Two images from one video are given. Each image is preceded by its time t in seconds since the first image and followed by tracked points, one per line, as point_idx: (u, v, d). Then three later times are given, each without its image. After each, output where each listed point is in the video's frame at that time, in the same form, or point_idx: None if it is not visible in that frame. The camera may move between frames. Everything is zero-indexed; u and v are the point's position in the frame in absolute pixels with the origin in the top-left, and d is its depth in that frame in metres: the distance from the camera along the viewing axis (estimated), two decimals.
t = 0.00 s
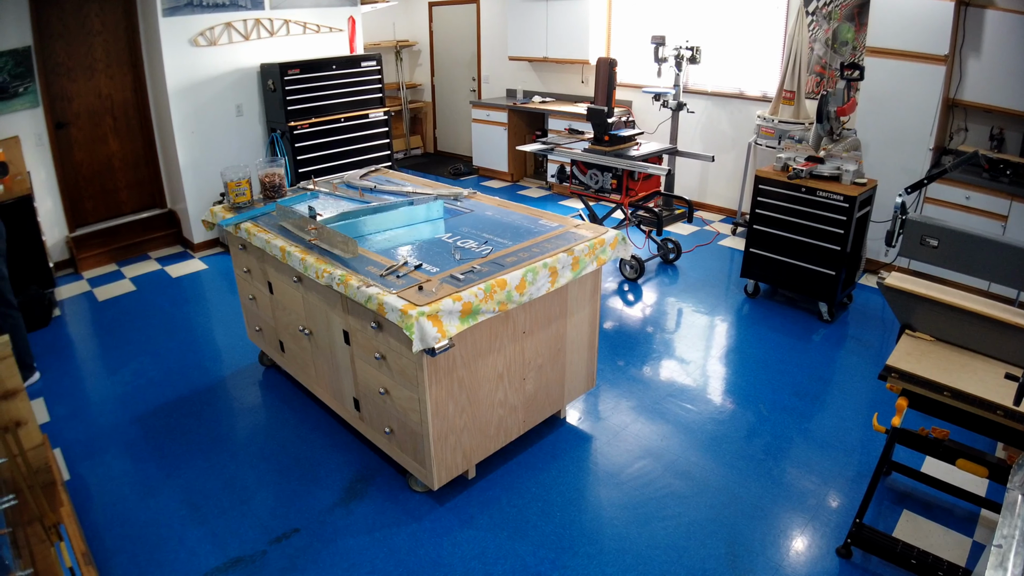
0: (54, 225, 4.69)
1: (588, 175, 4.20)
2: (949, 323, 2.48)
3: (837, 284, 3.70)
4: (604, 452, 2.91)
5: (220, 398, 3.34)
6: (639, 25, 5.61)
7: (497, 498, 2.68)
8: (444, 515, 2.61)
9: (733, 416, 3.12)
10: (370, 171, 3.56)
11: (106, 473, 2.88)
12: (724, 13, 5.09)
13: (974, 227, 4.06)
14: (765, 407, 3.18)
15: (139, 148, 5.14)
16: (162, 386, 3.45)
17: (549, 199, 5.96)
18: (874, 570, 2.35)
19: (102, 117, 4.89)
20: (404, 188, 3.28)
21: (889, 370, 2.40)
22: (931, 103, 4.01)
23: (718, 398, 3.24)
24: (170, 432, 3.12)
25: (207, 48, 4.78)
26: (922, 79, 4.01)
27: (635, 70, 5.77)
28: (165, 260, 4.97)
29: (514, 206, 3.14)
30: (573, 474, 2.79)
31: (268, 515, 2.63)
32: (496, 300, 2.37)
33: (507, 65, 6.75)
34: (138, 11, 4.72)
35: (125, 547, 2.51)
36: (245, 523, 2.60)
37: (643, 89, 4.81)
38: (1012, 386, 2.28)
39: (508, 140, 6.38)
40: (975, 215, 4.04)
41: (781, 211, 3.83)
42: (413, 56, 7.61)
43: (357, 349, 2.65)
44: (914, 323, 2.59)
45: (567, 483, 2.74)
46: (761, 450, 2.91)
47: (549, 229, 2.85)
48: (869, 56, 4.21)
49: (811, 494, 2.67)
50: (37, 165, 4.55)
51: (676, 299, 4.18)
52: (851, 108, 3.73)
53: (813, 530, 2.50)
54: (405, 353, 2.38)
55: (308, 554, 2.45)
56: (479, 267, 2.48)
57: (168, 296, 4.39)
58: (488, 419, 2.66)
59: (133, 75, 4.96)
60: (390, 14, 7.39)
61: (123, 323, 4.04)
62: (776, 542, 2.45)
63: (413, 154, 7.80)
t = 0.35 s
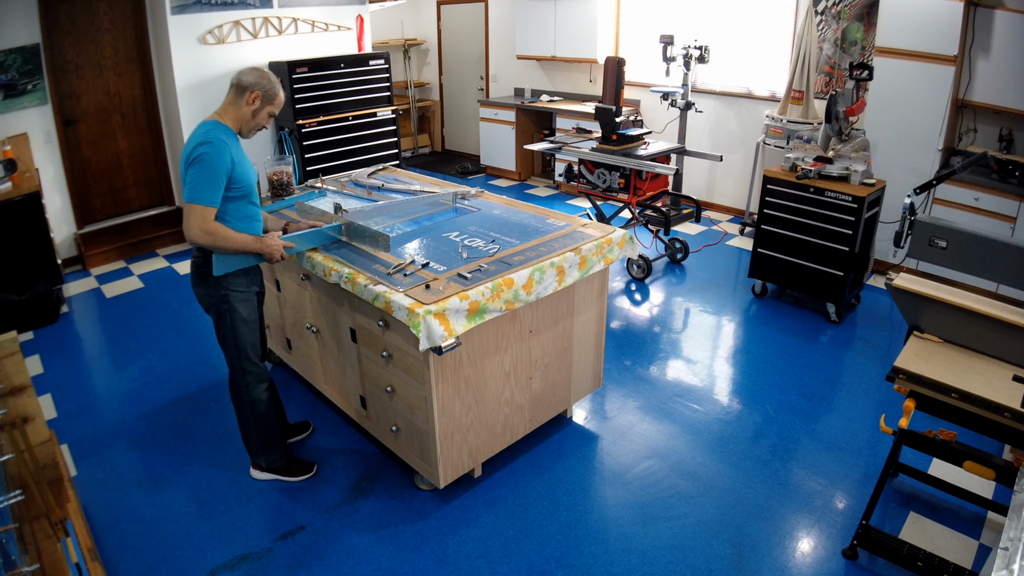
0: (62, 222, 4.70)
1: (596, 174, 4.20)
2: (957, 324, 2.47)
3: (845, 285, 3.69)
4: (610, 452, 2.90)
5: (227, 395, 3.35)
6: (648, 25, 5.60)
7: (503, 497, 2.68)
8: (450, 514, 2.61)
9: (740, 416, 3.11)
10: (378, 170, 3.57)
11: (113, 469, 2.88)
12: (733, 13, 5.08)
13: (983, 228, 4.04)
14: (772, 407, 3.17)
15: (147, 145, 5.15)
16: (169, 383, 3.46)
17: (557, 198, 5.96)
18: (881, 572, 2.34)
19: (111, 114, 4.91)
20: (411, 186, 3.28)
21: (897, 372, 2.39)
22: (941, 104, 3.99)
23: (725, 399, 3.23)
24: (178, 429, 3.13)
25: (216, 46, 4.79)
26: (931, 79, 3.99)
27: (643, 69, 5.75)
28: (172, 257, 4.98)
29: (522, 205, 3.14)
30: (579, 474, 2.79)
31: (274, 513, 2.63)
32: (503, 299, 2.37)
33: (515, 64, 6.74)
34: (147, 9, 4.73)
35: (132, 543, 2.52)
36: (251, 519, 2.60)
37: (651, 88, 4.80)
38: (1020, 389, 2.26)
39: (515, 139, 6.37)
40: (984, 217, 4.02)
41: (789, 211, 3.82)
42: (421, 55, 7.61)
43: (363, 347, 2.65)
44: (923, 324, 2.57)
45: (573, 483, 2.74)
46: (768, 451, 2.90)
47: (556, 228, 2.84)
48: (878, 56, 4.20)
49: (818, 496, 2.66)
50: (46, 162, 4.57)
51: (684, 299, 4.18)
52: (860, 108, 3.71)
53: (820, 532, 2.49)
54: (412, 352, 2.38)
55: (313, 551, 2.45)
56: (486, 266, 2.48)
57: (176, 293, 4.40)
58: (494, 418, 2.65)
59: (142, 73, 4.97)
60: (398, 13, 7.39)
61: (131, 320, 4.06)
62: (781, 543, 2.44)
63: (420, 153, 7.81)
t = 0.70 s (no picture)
0: (69, 219, 4.72)
1: (602, 174, 4.18)
2: (964, 326, 2.46)
3: (853, 285, 3.68)
4: (616, 452, 2.90)
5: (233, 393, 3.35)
6: (655, 24, 5.59)
7: (509, 496, 2.68)
8: (455, 512, 2.61)
9: (746, 417, 3.10)
10: (385, 168, 3.57)
11: (119, 466, 2.89)
12: (741, 12, 5.06)
13: (990, 229, 4.02)
14: (779, 408, 3.16)
15: (154, 143, 5.17)
16: (176, 380, 3.47)
17: (564, 197, 5.95)
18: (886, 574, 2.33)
19: (118, 112, 4.92)
20: (418, 185, 3.29)
21: (903, 373, 2.38)
22: (949, 104, 3.97)
23: (731, 399, 3.23)
24: (185, 426, 3.13)
25: (224, 44, 4.80)
26: (939, 79, 3.97)
27: (651, 69, 5.74)
28: (180, 255, 5.00)
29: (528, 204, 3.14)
30: (584, 473, 2.78)
31: (280, 510, 2.64)
32: (510, 298, 2.36)
33: (522, 63, 6.74)
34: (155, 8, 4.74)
35: (137, 540, 2.52)
36: (257, 517, 2.61)
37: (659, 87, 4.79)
38: None
39: (522, 138, 6.37)
40: (991, 218, 4.00)
41: (797, 211, 3.81)
42: (429, 53, 7.61)
43: (370, 345, 2.65)
44: (929, 325, 2.56)
45: (578, 482, 2.73)
46: (774, 451, 2.89)
47: (563, 228, 2.84)
48: (886, 56, 4.18)
49: (823, 497, 2.65)
50: (54, 159, 4.58)
51: (690, 298, 4.17)
52: (869, 108, 3.70)
53: (825, 533, 2.48)
54: (418, 350, 2.38)
55: (319, 549, 2.45)
56: (493, 265, 2.48)
57: (182, 291, 4.41)
58: (500, 416, 2.65)
59: (149, 71, 4.98)
60: (405, 11, 7.39)
61: (138, 317, 4.07)
62: (787, 544, 2.43)
63: (427, 152, 7.82)
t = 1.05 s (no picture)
0: (77, 216, 4.73)
1: (610, 173, 4.17)
2: (973, 327, 2.44)
3: (861, 287, 3.66)
4: (622, 452, 2.89)
5: (240, 390, 3.36)
6: (664, 23, 5.58)
7: (515, 495, 2.68)
8: (461, 511, 2.61)
9: (754, 418, 3.09)
10: (392, 167, 3.57)
11: (126, 462, 2.90)
12: (750, 12, 5.05)
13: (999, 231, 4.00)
14: (786, 409, 3.15)
15: (163, 141, 5.18)
16: (184, 377, 3.48)
17: (571, 196, 5.94)
18: None
19: (127, 110, 4.94)
20: (426, 184, 3.29)
21: (912, 374, 2.37)
22: (958, 105, 3.95)
23: (739, 400, 3.22)
24: (192, 423, 3.14)
25: (232, 43, 4.81)
26: (949, 80, 3.95)
27: (659, 68, 5.74)
28: (188, 252, 5.01)
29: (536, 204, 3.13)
30: (591, 473, 2.78)
31: (286, 508, 2.64)
32: (517, 297, 2.36)
33: (530, 62, 6.73)
34: (164, 6, 4.76)
35: (143, 537, 2.53)
36: (263, 514, 2.61)
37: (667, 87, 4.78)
38: None
39: (530, 137, 6.37)
40: (1000, 219, 3.98)
41: (805, 212, 3.80)
42: (437, 53, 7.61)
43: (377, 343, 2.65)
44: (938, 326, 2.55)
45: (584, 482, 2.73)
46: (781, 452, 2.88)
47: (571, 227, 2.83)
48: (895, 56, 4.17)
49: (830, 498, 2.64)
50: (62, 156, 4.60)
51: (698, 299, 4.16)
52: (878, 109, 3.68)
53: (832, 534, 2.48)
54: (425, 349, 2.38)
55: (325, 547, 2.46)
56: (500, 264, 2.48)
57: (190, 288, 4.42)
58: (507, 415, 2.65)
59: (158, 69, 4.99)
60: (413, 10, 7.40)
61: (146, 314, 4.08)
62: (794, 545, 2.43)
63: (435, 150, 7.82)
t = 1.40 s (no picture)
0: (85, 214, 4.75)
1: (617, 172, 4.19)
2: (981, 329, 2.43)
3: (869, 287, 3.65)
4: (628, 451, 2.89)
5: (246, 387, 3.37)
6: (672, 22, 5.57)
7: (520, 494, 2.68)
8: (467, 509, 2.61)
9: (760, 418, 3.09)
10: (399, 165, 3.57)
11: (132, 459, 2.91)
12: (759, 11, 5.03)
13: (1008, 232, 3.97)
14: (793, 410, 3.14)
15: (170, 139, 5.19)
16: (191, 374, 3.49)
17: (578, 195, 5.94)
18: None
19: (135, 107, 4.95)
20: (433, 182, 3.29)
21: (919, 375, 2.36)
22: (967, 106, 3.93)
23: (745, 400, 3.21)
24: (198, 420, 3.15)
25: (240, 41, 4.82)
26: (958, 80, 3.93)
27: (667, 67, 5.73)
28: (195, 250, 5.02)
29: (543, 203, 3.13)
30: (596, 472, 2.78)
31: (292, 505, 2.65)
32: (523, 296, 2.36)
33: (538, 61, 6.72)
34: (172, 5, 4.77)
35: (149, 534, 2.53)
36: (269, 511, 2.62)
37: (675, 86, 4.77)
38: None
39: (537, 136, 6.36)
40: (1009, 220, 3.96)
41: (812, 212, 3.79)
42: (444, 51, 7.61)
43: (383, 341, 2.66)
44: (946, 328, 2.54)
45: (590, 482, 2.73)
46: (787, 453, 2.88)
47: (578, 226, 2.83)
48: (903, 56, 4.15)
49: (836, 499, 2.63)
50: (70, 154, 4.61)
51: (704, 298, 4.15)
52: (886, 109, 3.67)
53: (837, 535, 2.47)
54: (431, 347, 2.38)
55: (330, 544, 2.46)
56: (507, 263, 2.47)
57: (197, 286, 4.43)
58: (513, 414, 2.65)
59: (166, 67, 5.01)
60: (421, 9, 7.40)
61: (153, 312, 4.09)
62: (799, 546, 2.42)
63: (442, 149, 7.83)
